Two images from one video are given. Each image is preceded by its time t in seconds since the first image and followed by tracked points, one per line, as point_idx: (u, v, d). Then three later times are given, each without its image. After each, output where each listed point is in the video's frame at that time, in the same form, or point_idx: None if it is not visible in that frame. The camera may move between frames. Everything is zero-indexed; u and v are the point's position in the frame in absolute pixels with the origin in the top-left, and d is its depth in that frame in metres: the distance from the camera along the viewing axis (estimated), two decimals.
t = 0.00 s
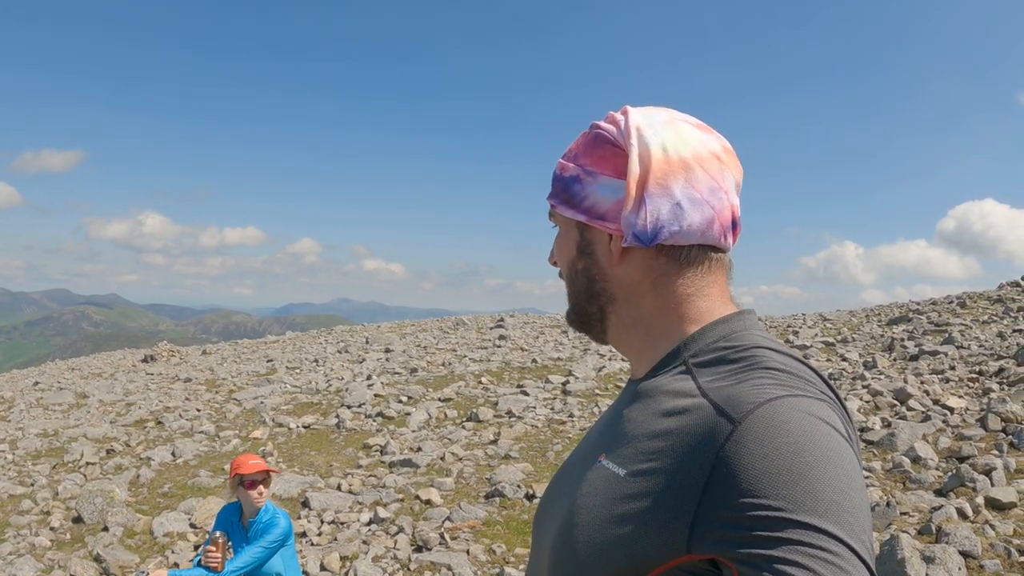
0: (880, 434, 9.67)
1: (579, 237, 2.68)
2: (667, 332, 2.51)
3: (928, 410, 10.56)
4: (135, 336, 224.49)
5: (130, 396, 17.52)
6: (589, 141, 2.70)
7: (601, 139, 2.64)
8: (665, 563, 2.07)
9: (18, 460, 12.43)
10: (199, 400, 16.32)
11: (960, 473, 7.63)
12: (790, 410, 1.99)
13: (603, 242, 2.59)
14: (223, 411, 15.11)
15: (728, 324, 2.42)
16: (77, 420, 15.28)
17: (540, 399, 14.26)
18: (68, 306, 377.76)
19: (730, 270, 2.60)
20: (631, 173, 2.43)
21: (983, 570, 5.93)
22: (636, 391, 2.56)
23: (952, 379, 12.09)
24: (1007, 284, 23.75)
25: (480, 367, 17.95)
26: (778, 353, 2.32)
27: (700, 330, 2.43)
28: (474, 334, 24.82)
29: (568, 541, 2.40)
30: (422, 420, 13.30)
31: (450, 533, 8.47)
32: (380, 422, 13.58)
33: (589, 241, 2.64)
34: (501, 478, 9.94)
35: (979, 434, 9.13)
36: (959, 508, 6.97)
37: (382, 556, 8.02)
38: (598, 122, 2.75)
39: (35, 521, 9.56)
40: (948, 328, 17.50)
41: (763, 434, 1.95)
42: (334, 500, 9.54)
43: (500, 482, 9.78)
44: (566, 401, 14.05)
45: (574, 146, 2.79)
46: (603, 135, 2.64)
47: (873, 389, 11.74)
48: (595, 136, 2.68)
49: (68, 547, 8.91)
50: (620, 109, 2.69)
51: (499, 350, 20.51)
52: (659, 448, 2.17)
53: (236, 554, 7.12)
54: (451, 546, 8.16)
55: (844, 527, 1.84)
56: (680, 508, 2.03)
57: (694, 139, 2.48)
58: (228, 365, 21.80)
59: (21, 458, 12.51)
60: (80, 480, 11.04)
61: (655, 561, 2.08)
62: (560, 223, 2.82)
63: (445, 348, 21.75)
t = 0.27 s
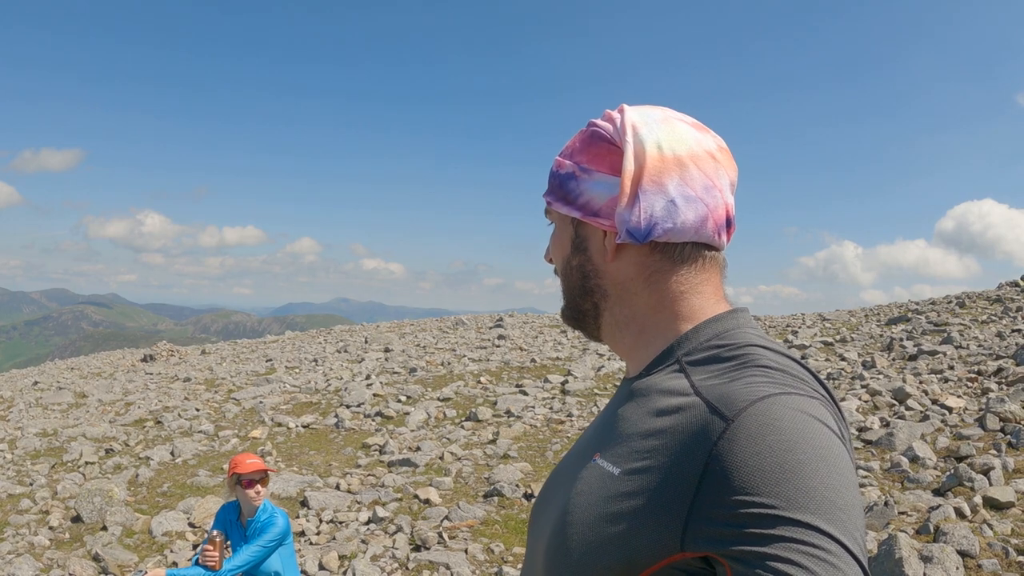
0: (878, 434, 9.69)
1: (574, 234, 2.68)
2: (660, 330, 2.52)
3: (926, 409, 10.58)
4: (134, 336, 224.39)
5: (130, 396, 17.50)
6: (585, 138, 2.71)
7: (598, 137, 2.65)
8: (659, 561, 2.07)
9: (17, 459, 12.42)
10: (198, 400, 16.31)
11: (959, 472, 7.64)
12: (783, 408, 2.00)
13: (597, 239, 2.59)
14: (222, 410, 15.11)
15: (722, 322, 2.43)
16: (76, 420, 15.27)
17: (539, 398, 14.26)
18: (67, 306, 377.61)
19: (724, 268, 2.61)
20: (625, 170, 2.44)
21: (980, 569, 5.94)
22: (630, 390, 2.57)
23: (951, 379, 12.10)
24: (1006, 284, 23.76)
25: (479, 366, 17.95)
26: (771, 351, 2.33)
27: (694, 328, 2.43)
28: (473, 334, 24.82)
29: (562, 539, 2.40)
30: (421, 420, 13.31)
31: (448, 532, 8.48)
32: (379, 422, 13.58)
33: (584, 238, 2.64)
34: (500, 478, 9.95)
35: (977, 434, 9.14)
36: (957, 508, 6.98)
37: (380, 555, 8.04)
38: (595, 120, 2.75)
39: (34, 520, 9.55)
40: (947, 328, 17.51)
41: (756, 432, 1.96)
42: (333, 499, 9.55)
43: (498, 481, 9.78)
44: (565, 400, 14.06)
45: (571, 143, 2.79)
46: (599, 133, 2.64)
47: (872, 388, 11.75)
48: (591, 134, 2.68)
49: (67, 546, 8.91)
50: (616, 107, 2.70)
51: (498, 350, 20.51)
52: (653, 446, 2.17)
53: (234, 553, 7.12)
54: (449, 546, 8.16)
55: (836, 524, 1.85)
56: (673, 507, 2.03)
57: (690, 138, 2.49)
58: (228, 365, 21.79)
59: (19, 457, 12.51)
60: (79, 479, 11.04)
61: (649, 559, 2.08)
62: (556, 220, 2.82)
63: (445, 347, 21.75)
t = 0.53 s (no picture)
0: (877, 434, 9.70)
1: (571, 231, 2.69)
2: (657, 328, 2.52)
3: (925, 409, 10.58)
4: (134, 336, 224.36)
5: (129, 396, 17.49)
6: (582, 136, 2.71)
7: (595, 134, 2.65)
8: (656, 562, 2.08)
9: (16, 459, 12.41)
10: (197, 400, 16.30)
11: (957, 472, 7.64)
12: (780, 408, 2.00)
13: (594, 237, 2.60)
14: (221, 410, 15.10)
15: (718, 321, 2.43)
16: (75, 420, 15.27)
17: (537, 398, 14.27)
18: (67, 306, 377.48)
19: (721, 267, 2.61)
20: (623, 167, 2.44)
21: (978, 568, 5.94)
22: (627, 389, 2.57)
23: (949, 379, 12.11)
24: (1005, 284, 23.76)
25: (478, 366, 17.96)
26: (768, 351, 2.33)
27: (691, 326, 2.44)
28: (472, 334, 24.82)
29: (560, 540, 2.40)
30: (420, 419, 13.31)
31: (447, 532, 8.48)
32: (378, 422, 13.57)
33: (581, 234, 2.65)
34: (498, 478, 9.95)
35: (976, 433, 9.16)
36: (955, 507, 6.99)
37: (378, 555, 8.03)
38: (593, 118, 2.75)
39: (32, 520, 9.55)
40: (945, 328, 17.52)
41: (753, 432, 1.96)
42: (331, 499, 9.55)
43: (497, 481, 9.79)
44: (564, 400, 14.07)
45: (568, 141, 2.80)
46: (597, 129, 2.65)
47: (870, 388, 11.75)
48: (588, 131, 2.69)
49: (65, 546, 8.90)
50: (614, 106, 2.70)
51: (496, 350, 20.52)
52: (651, 446, 2.17)
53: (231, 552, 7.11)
54: (448, 545, 8.17)
55: (834, 523, 1.85)
56: (670, 507, 2.04)
57: (687, 136, 2.49)
58: (226, 365, 21.79)
59: (18, 457, 12.50)
60: (78, 479, 11.03)
61: (647, 559, 2.08)
62: (552, 217, 2.83)
63: (443, 347, 21.77)
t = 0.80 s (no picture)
0: (875, 433, 9.71)
1: (566, 232, 2.69)
2: (652, 328, 2.52)
3: (923, 409, 10.59)
4: (133, 336, 224.22)
5: (128, 396, 17.49)
6: (578, 136, 2.71)
7: (591, 134, 2.65)
8: (653, 561, 2.08)
9: (15, 460, 12.41)
10: (196, 400, 16.30)
11: (956, 471, 7.65)
12: (776, 406, 2.01)
13: (590, 236, 2.60)
14: (220, 411, 15.11)
15: (714, 320, 2.43)
16: (75, 420, 15.26)
17: (536, 399, 14.28)
18: (66, 306, 377.23)
19: (717, 266, 2.62)
20: (618, 166, 2.44)
21: (977, 568, 5.95)
22: (623, 388, 2.57)
23: (948, 378, 12.12)
24: (1004, 284, 23.77)
25: (477, 366, 17.96)
26: (764, 349, 2.33)
27: (687, 326, 2.44)
28: (471, 334, 24.82)
29: (557, 539, 2.40)
30: (419, 420, 13.31)
31: (445, 532, 8.48)
32: (377, 422, 13.58)
33: (576, 234, 2.65)
34: (497, 478, 9.96)
35: (974, 433, 9.17)
36: (954, 507, 6.99)
37: (377, 555, 8.03)
38: (589, 118, 2.75)
39: (32, 520, 9.55)
40: (944, 328, 17.53)
41: (750, 431, 1.96)
42: (330, 499, 9.55)
43: (496, 481, 9.79)
44: (563, 400, 14.08)
45: (563, 141, 2.80)
46: (592, 130, 2.65)
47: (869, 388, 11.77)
48: (583, 131, 2.69)
49: (65, 546, 8.90)
50: (609, 106, 2.71)
51: (495, 350, 20.51)
52: (647, 445, 2.17)
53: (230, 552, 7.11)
54: (447, 545, 8.17)
55: (830, 522, 1.86)
56: (667, 506, 2.04)
57: (682, 135, 2.50)
58: (226, 365, 21.79)
59: (17, 458, 12.50)
60: (77, 480, 11.03)
61: (644, 558, 2.08)
62: (548, 217, 2.83)
63: (442, 347, 21.77)
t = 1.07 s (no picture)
0: (874, 432, 9.72)
1: (566, 229, 2.70)
2: (652, 325, 2.53)
3: (922, 408, 10.61)
4: (131, 336, 223.99)
5: (126, 396, 17.48)
6: (578, 134, 2.72)
7: (590, 133, 2.66)
8: (650, 557, 2.08)
9: (14, 460, 12.40)
10: (195, 400, 16.29)
11: (954, 471, 7.66)
12: (774, 404, 2.01)
13: (590, 235, 2.61)
14: (219, 410, 15.10)
15: (713, 318, 2.44)
16: (73, 420, 15.25)
17: (535, 398, 14.28)
18: (64, 307, 376.83)
19: (716, 265, 2.62)
20: (617, 165, 2.45)
21: (975, 567, 5.96)
22: (622, 385, 2.57)
23: (947, 378, 12.14)
24: (1002, 283, 23.79)
25: (475, 366, 17.95)
26: (763, 347, 2.34)
27: (686, 323, 2.45)
28: (469, 333, 24.82)
29: (554, 535, 2.40)
30: (417, 419, 13.31)
31: (444, 532, 8.48)
32: (376, 422, 13.58)
33: (576, 233, 2.66)
34: (496, 477, 9.96)
35: (973, 432, 9.18)
36: (952, 506, 7.00)
37: (376, 555, 8.02)
38: (588, 117, 2.76)
39: (31, 520, 9.54)
40: (943, 328, 17.55)
41: (747, 427, 1.97)
42: (329, 499, 9.54)
43: (495, 481, 9.79)
44: (561, 400, 14.09)
45: (563, 139, 2.80)
46: (592, 128, 2.65)
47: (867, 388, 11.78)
48: (583, 130, 2.70)
49: (63, 546, 8.90)
50: (609, 104, 2.71)
51: (494, 350, 20.51)
52: (645, 441, 2.18)
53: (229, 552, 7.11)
54: (445, 545, 8.17)
55: (828, 519, 1.86)
56: (665, 503, 2.04)
57: (682, 134, 2.50)
58: (224, 365, 21.78)
59: (16, 458, 12.49)
60: (76, 480, 11.02)
61: (641, 555, 2.09)
62: (548, 215, 2.83)
63: (441, 347, 21.77)
